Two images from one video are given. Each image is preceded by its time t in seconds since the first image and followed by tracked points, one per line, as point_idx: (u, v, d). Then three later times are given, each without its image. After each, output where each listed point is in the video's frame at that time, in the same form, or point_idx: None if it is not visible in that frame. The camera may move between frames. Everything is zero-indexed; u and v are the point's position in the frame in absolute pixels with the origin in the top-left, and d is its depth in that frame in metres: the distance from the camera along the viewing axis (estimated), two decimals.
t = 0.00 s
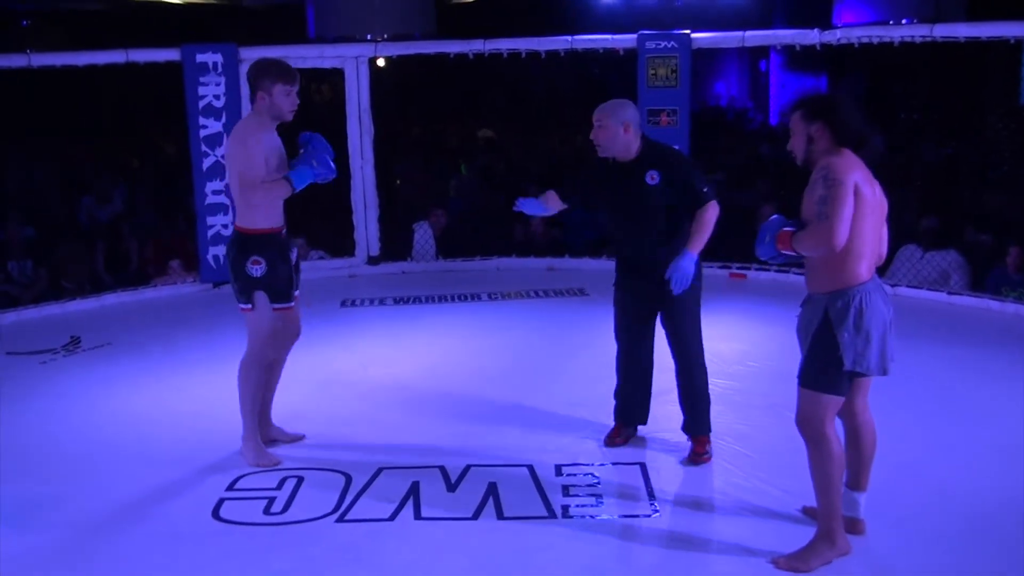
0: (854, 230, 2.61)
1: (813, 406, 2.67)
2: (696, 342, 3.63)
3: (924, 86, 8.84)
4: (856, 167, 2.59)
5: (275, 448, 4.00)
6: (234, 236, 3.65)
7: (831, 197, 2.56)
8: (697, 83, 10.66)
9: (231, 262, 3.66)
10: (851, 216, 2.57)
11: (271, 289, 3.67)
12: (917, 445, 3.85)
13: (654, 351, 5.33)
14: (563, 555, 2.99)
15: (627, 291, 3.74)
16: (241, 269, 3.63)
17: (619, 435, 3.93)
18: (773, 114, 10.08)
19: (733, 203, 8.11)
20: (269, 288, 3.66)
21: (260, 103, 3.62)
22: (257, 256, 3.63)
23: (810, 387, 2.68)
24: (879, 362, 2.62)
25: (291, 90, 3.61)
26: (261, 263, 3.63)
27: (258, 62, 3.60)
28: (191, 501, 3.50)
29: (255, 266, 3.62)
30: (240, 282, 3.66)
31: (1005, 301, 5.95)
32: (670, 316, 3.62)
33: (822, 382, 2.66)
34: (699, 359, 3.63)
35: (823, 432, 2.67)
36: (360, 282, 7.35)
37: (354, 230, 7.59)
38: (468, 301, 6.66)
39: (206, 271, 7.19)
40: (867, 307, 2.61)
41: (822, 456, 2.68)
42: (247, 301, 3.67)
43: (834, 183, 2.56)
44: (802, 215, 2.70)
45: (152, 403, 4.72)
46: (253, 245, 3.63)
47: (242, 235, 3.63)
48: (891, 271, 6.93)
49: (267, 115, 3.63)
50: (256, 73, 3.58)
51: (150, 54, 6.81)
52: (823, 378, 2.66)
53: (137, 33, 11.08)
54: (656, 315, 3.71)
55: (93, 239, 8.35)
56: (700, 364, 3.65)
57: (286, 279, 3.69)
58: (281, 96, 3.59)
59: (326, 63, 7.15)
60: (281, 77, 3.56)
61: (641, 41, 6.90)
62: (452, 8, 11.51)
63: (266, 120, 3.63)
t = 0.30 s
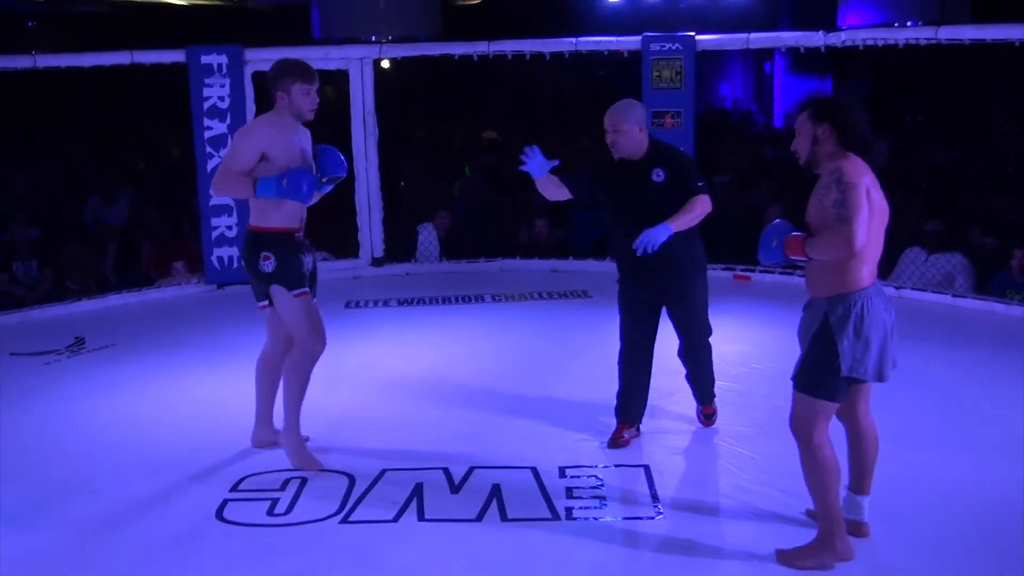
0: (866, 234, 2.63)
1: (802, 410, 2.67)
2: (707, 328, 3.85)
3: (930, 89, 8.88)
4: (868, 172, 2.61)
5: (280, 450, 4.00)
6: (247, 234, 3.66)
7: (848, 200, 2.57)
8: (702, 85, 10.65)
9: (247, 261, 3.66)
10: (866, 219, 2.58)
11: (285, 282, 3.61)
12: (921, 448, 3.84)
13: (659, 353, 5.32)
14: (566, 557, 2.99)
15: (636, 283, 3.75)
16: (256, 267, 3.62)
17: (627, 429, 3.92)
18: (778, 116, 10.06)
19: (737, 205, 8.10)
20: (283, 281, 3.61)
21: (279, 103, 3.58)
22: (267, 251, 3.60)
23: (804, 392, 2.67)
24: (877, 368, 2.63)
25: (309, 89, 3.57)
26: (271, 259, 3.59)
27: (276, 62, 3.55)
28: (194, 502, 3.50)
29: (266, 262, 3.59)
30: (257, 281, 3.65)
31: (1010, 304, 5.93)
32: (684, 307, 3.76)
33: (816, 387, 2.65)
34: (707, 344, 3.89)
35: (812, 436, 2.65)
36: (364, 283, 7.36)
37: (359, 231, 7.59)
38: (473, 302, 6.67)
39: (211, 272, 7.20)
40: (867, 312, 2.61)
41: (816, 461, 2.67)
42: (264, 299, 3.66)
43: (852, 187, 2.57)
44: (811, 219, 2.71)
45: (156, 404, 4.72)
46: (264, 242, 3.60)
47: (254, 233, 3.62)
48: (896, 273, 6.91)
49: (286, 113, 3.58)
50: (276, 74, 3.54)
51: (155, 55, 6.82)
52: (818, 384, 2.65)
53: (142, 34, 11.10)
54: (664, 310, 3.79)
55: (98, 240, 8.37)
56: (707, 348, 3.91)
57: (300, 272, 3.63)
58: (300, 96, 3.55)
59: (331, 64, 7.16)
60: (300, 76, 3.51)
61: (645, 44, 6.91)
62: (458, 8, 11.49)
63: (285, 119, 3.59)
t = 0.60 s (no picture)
0: (840, 246, 2.60)
1: (819, 423, 2.69)
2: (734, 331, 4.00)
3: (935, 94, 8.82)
4: (845, 182, 2.57)
5: (281, 451, 4.00)
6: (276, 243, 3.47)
7: (813, 211, 2.56)
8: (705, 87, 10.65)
9: (275, 275, 3.46)
10: (831, 231, 2.56)
11: (316, 302, 3.45)
12: (922, 452, 3.84)
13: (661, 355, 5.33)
14: (568, 560, 2.99)
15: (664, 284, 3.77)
16: (285, 281, 3.43)
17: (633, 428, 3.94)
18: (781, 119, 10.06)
19: (740, 207, 8.10)
20: (313, 301, 3.44)
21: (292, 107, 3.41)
22: (301, 267, 3.42)
23: (815, 408, 2.69)
24: (863, 378, 2.60)
25: (324, 91, 3.39)
26: (303, 274, 3.42)
27: (290, 66, 3.40)
28: (195, 503, 3.50)
29: (298, 278, 3.42)
30: (284, 295, 3.45)
31: (1012, 308, 5.92)
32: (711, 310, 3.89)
33: (820, 401, 2.67)
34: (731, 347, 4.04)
35: (840, 450, 2.67)
36: (367, 284, 7.36)
37: (362, 233, 7.59)
38: (475, 304, 6.68)
39: (213, 273, 7.19)
40: (852, 322, 2.60)
41: (842, 475, 2.68)
42: (291, 315, 3.46)
43: (819, 198, 2.55)
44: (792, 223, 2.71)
45: (157, 405, 4.73)
46: (298, 257, 3.42)
47: (286, 245, 3.42)
48: (899, 277, 6.91)
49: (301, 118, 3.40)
50: (289, 76, 3.38)
51: (159, 56, 6.83)
52: (814, 395, 2.68)
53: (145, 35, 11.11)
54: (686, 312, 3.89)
55: (101, 240, 8.38)
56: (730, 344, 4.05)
57: (331, 293, 3.48)
58: (315, 99, 3.38)
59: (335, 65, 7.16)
60: (313, 78, 3.35)
61: (649, 46, 6.91)
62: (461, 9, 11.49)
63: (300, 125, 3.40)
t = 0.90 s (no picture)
0: (822, 257, 2.61)
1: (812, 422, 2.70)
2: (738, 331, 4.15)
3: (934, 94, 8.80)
4: (822, 196, 2.55)
5: (280, 453, 4.00)
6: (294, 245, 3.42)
7: (788, 227, 2.58)
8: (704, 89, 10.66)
9: (301, 281, 3.39)
10: (808, 245, 2.57)
11: (343, 307, 3.43)
12: (922, 453, 3.84)
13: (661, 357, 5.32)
14: (567, 561, 2.99)
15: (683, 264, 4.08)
16: (313, 287, 3.38)
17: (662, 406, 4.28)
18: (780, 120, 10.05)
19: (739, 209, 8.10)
20: (340, 306, 3.42)
21: (324, 116, 3.35)
22: (329, 272, 3.38)
23: (810, 410, 2.70)
24: (850, 381, 2.61)
25: (360, 111, 3.34)
26: (333, 280, 3.38)
27: (330, 75, 3.34)
28: (195, 505, 3.50)
29: (326, 284, 3.37)
30: (311, 302, 3.39)
31: (1011, 308, 5.93)
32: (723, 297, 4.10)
33: (812, 403, 2.68)
34: (736, 346, 4.16)
35: (835, 451, 2.67)
36: (366, 287, 7.36)
37: (360, 235, 7.59)
38: (475, 306, 6.67)
39: (212, 275, 7.18)
40: (839, 325, 2.61)
41: (838, 474, 2.68)
42: (319, 322, 3.41)
43: (796, 213, 2.56)
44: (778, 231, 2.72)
45: (158, 407, 4.73)
46: (321, 262, 3.37)
47: (311, 250, 3.37)
48: (898, 278, 6.91)
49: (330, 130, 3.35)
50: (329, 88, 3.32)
51: (157, 58, 6.83)
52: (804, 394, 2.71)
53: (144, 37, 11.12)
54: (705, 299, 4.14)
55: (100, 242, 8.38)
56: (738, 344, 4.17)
57: (355, 297, 3.46)
58: (349, 116, 3.33)
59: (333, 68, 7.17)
60: (355, 98, 3.29)
61: (647, 47, 6.92)
62: (459, 11, 11.49)
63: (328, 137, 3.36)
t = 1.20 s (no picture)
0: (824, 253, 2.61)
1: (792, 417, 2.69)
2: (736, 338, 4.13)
3: (931, 95, 8.81)
4: (828, 192, 2.55)
5: (279, 455, 4.00)
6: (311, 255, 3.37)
7: (793, 221, 2.57)
8: (702, 90, 10.67)
9: (325, 290, 3.33)
10: (813, 241, 2.56)
11: (373, 308, 3.33)
12: (920, 453, 3.83)
13: (660, 358, 5.32)
14: (565, 561, 2.99)
15: (688, 257, 4.24)
16: (338, 293, 3.30)
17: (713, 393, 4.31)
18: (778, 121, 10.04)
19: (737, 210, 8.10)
20: (371, 309, 3.33)
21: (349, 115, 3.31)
22: (353, 277, 3.30)
23: (789, 401, 2.70)
24: (841, 377, 2.63)
25: (384, 107, 3.31)
26: (357, 285, 3.30)
27: (352, 74, 3.30)
28: (192, 507, 3.50)
29: (351, 289, 3.29)
30: (337, 309, 3.32)
31: (1009, 308, 5.93)
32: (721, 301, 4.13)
33: (793, 396, 2.68)
34: (734, 355, 4.13)
35: (808, 442, 2.68)
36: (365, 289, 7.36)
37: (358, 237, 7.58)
38: (474, 307, 6.67)
39: (210, 277, 7.18)
40: (831, 323, 2.63)
41: (814, 467, 2.68)
42: (347, 327, 3.34)
43: (803, 208, 2.55)
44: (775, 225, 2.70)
45: (157, 409, 4.73)
46: (344, 267, 3.30)
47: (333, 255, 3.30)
48: (896, 278, 6.91)
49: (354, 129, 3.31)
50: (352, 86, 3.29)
51: (155, 61, 6.82)
52: (787, 388, 2.70)
53: (143, 40, 11.13)
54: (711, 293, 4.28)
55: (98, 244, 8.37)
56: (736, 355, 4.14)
57: (384, 297, 3.37)
58: (372, 112, 3.29)
59: (330, 70, 7.17)
60: (376, 93, 3.26)
61: (644, 49, 6.92)
62: (458, 14, 11.49)
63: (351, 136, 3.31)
